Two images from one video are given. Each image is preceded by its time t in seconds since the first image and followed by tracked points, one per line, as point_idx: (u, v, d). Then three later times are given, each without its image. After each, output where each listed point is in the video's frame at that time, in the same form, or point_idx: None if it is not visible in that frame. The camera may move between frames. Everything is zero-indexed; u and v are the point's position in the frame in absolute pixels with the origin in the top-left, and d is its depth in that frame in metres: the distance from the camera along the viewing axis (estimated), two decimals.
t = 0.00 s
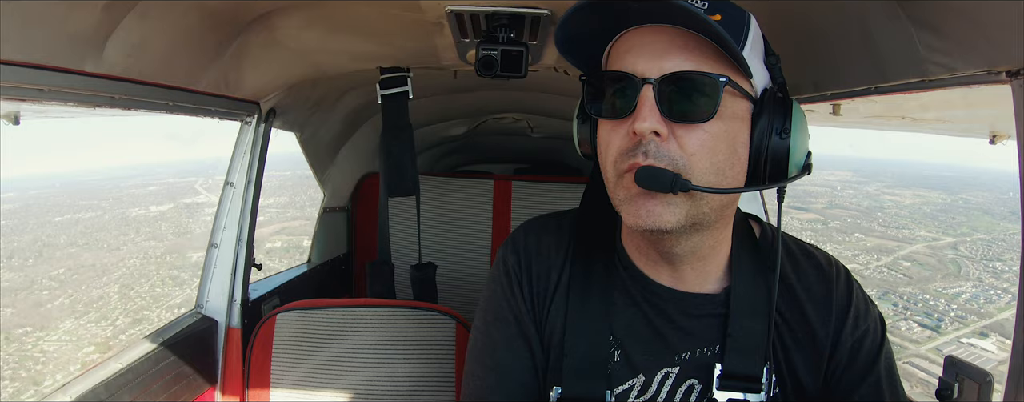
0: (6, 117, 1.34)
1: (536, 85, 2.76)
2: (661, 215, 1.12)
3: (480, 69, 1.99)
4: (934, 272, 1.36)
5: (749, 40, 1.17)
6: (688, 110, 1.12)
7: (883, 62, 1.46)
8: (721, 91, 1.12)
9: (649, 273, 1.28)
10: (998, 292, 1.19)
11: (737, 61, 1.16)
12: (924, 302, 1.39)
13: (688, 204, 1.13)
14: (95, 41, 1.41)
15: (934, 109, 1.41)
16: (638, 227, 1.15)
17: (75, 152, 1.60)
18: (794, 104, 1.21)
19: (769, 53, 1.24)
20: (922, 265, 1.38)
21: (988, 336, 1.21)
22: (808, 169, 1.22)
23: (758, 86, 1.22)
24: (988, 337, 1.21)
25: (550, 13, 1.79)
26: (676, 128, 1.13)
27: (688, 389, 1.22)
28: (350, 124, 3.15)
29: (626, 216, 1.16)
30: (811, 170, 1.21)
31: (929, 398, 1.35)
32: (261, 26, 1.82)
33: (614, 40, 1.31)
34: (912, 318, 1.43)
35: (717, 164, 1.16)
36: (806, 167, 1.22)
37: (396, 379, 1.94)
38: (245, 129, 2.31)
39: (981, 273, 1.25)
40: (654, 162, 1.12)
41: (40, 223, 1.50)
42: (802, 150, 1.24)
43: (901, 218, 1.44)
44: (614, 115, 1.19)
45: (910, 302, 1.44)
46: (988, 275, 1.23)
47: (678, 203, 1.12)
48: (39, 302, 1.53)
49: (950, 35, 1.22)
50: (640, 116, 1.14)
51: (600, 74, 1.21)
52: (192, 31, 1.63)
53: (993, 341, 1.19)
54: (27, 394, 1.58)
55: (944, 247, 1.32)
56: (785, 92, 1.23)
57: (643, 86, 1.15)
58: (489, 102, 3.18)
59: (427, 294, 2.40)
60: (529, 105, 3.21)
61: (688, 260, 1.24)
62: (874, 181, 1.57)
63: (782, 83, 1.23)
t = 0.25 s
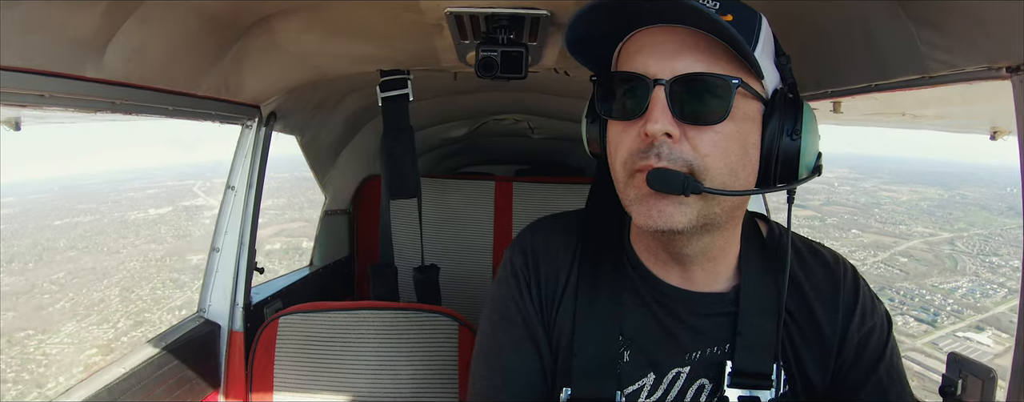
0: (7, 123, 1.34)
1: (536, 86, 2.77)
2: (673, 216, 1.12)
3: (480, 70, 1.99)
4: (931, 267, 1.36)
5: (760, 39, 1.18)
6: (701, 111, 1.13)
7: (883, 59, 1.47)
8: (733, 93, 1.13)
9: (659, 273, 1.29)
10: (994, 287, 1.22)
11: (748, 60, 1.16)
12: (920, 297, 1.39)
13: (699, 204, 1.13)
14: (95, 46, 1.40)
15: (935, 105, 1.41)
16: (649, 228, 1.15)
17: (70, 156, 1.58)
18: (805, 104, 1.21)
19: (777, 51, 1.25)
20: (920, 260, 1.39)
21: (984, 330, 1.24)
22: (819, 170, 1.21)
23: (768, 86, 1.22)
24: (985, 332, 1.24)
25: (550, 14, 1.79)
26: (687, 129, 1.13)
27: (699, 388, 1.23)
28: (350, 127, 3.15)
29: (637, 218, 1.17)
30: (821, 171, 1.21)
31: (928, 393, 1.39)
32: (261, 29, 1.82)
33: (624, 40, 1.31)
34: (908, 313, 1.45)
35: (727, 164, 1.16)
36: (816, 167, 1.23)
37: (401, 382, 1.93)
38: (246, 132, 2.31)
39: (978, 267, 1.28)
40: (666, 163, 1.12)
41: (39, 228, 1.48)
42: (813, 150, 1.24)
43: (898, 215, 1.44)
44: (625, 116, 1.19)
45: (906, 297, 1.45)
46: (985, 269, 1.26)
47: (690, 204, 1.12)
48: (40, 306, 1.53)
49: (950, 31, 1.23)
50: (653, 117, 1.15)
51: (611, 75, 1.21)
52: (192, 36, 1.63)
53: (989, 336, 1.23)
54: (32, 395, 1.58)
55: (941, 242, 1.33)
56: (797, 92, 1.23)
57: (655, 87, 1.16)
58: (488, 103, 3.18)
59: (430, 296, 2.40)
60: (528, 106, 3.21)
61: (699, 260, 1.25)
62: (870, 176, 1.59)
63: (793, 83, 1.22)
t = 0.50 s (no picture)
0: (6, 124, 1.34)
1: (536, 87, 2.77)
2: (664, 222, 1.12)
3: (480, 71, 1.98)
4: (927, 262, 1.39)
5: (751, 43, 1.18)
6: (691, 116, 1.13)
7: (882, 60, 1.47)
8: (723, 98, 1.13)
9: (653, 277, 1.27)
10: (989, 281, 1.23)
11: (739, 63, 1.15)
12: (916, 291, 1.42)
13: (690, 211, 1.13)
14: (95, 47, 1.41)
15: (934, 106, 1.41)
16: (641, 234, 1.15)
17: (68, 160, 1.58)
18: (799, 107, 1.20)
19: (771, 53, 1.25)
20: (915, 254, 1.42)
21: (979, 324, 1.25)
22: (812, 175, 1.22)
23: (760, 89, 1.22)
24: (979, 325, 1.25)
25: (549, 15, 1.79)
26: (677, 135, 1.13)
27: (693, 391, 1.23)
28: (350, 128, 3.15)
29: (629, 224, 1.17)
30: (813, 177, 1.22)
31: (924, 385, 1.41)
32: (260, 31, 1.83)
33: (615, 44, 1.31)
34: (904, 307, 1.48)
35: (718, 169, 1.15)
36: (810, 171, 1.22)
37: (399, 383, 1.93)
38: (245, 133, 2.32)
39: (973, 262, 1.28)
40: (655, 169, 1.13)
41: (38, 231, 1.48)
42: (807, 153, 1.24)
43: (896, 209, 1.50)
44: (617, 122, 1.19)
45: (902, 292, 1.48)
46: (980, 263, 1.26)
47: (680, 211, 1.12)
48: (40, 309, 1.53)
49: (948, 31, 1.23)
50: (642, 123, 1.15)
51: (602, 80, 1.22)
52: (191, 37, 1.64)
53: (984, 329, 1.24)
54: (36, 397, 1.61)
55: (937, 237, 1.36)
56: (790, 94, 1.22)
57: (645, 92, 1.16)
58: (488, 104, 3.18)
59: (428, 297, 2.40)
60: (528, 107, 3.21)
61: (693, 263, 1.24)
62: (869, 172, 1.64)
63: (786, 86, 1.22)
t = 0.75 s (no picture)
0: (6, 118, 1.33)
1: (536, 87, 2.77)
2: (647, 222, 1.11)
3: (480, 70, 1.97)
4: (923, 256, 1.38)
5: (733, 40, 1.17)
6: (671, 115, 1.12)
7: (882, 65, 1.47)
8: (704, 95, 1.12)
9: (639, 278, 1.27)
10: (986, 274, 1.23)
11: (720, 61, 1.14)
12: (912, 285, 1.41)
13: (672, 210, 1.13)
14: (95, 42, 1.41)
15: (933, 112, 1.40)
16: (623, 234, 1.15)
17: (70, 165, 1.56)
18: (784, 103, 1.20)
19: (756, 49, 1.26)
20: (912, 249, 1.41)
21: (976, 316, 1.26)
22: (799, 170, 1.22)
23: (744, 85, 1.21)
24: (976, 318, 1.26)
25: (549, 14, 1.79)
26: (658, 134, 1.12)
27: (681, 393, 1.22)
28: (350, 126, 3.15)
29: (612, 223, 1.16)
30: (801, 172, 1.22)
31: (918, 378, 1.42)
32: (261, 28, 1.83)
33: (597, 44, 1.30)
34: (901, 301, 1.46)
35: (701, 169, 1.15)
36: (797, 168, 1.22)
37: (395, 380, 1.93)
38: (244, 129, 2.32)
39: (970, 255, 1.28)
40: (636, 169, 1.12)
41: (38, 236, 1.48)
42: (793, 151, 1.23)
43: (893, 204, 1.45)
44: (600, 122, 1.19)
45: (898, 286, 1.46)
46: (978, 257, 1.26)
47: (663, 210, 1.12)
48: (41, 313, 1.55)
49: (949, 35, 1.22)
50: (622, 123, 1.15)
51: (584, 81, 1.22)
52: (192, 33, 1.64)
53: (981, 322, 1.25)
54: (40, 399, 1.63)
55: (934, 232, 1.35)
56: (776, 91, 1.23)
57: (625, 92, 1.16)
58: (489, 103, 3.18)
59: (426, 295, 2.40)
60: (529, 107, 3.21)
61: (678, 264, 1.23)
62: (868, 168, 1.58)
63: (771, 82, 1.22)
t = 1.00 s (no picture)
0: (6, 118, 1.33)
1: (536, 87, 2.77)
2: (690, 219, 1.10)
3: (480, 71, 1.98)
4: (921, 250, 1.41)
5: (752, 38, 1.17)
6: (718, 112, 1.11)
7: (882, 66, 1.47)
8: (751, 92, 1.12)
9: (654, 279, 1.27)
10: (984, 267, 1.24)
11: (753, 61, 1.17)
12: (909, 279, 1.44)
13: (714, 207, 1.12)
14: (95, 42, 1.41)
15: (934, 113, 1.40)
16: (665, 233, 1.12)
17: (67, 171, 1.55)
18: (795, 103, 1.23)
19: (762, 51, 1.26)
20: (910, 243, 1.44)
21: (972, 308, 1.27)
22: (808, 167, 1.24)
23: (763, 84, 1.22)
24: (973, 310, 1.27)
25: (550, 15, 1.79)
26: (703, 130, 1.11)
27: (689, 393, 1.23)
28: (350, 127, 3.15)
29: (650, 222, 1.13)
30: (813, 169, 1.22)
31: (915, 370, 1.43)
32: (261, 28, 1.83)
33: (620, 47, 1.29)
34: (898, 295, 1.50)
35: (736, 165, 1.15)
36: (806, 165, 1.25)
37: (396, 381, 1.92)
38: (244, 130, 2.32)
39: (968, 249, 1.28)
40: (683, 166, 1.09)
41: (38, 241, 1.48)
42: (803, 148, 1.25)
43: (891, 200, 1.51)
44: (636, 119, 1.15)
45: (895, 280, 1.50)
46: (975, 251, 1.26)
47: (707, 207, 1.11)
48: (42, 318, 1.55)
49: (949, 36, 1.23)
50: (669, 119, 1.11)
51: (615, 77, 1.17)
52: (192, 33, 1.64)
53: (978, 314, 1.25)
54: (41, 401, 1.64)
55: (932, 226, 1.36)
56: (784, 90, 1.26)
57: (670, 87, 1.12)
58: (489, 104, 3.18)
59: (427, 296, 2.39)
60: (529, 107, 3.21)
61: (695, 263, 1.24)
62: (863, 166, 1.65)
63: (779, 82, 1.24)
